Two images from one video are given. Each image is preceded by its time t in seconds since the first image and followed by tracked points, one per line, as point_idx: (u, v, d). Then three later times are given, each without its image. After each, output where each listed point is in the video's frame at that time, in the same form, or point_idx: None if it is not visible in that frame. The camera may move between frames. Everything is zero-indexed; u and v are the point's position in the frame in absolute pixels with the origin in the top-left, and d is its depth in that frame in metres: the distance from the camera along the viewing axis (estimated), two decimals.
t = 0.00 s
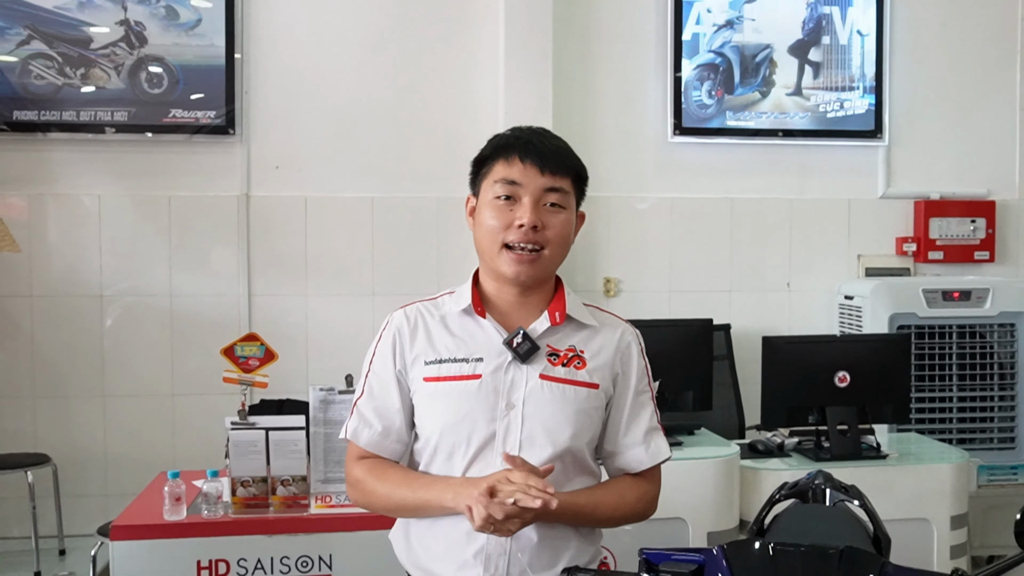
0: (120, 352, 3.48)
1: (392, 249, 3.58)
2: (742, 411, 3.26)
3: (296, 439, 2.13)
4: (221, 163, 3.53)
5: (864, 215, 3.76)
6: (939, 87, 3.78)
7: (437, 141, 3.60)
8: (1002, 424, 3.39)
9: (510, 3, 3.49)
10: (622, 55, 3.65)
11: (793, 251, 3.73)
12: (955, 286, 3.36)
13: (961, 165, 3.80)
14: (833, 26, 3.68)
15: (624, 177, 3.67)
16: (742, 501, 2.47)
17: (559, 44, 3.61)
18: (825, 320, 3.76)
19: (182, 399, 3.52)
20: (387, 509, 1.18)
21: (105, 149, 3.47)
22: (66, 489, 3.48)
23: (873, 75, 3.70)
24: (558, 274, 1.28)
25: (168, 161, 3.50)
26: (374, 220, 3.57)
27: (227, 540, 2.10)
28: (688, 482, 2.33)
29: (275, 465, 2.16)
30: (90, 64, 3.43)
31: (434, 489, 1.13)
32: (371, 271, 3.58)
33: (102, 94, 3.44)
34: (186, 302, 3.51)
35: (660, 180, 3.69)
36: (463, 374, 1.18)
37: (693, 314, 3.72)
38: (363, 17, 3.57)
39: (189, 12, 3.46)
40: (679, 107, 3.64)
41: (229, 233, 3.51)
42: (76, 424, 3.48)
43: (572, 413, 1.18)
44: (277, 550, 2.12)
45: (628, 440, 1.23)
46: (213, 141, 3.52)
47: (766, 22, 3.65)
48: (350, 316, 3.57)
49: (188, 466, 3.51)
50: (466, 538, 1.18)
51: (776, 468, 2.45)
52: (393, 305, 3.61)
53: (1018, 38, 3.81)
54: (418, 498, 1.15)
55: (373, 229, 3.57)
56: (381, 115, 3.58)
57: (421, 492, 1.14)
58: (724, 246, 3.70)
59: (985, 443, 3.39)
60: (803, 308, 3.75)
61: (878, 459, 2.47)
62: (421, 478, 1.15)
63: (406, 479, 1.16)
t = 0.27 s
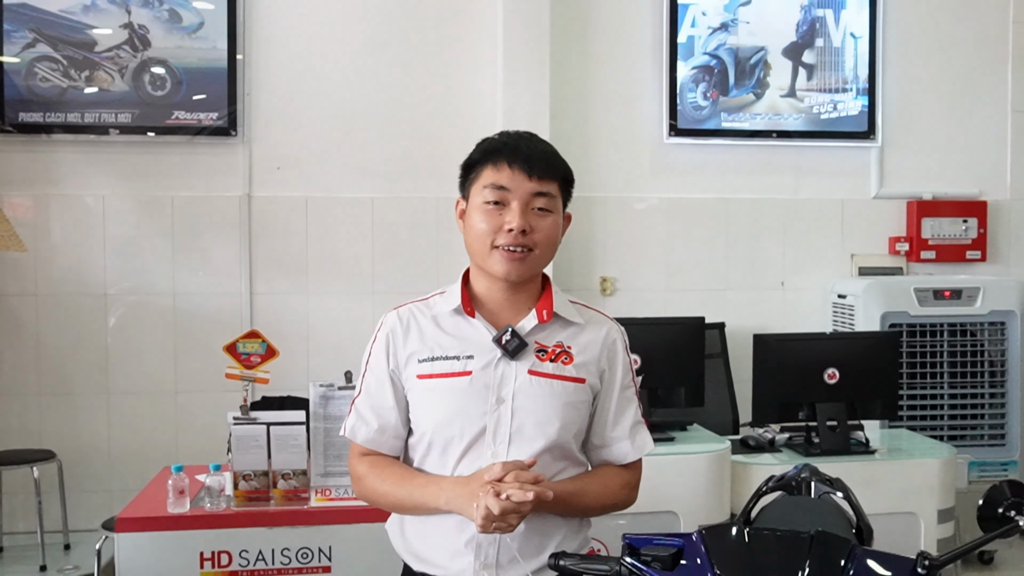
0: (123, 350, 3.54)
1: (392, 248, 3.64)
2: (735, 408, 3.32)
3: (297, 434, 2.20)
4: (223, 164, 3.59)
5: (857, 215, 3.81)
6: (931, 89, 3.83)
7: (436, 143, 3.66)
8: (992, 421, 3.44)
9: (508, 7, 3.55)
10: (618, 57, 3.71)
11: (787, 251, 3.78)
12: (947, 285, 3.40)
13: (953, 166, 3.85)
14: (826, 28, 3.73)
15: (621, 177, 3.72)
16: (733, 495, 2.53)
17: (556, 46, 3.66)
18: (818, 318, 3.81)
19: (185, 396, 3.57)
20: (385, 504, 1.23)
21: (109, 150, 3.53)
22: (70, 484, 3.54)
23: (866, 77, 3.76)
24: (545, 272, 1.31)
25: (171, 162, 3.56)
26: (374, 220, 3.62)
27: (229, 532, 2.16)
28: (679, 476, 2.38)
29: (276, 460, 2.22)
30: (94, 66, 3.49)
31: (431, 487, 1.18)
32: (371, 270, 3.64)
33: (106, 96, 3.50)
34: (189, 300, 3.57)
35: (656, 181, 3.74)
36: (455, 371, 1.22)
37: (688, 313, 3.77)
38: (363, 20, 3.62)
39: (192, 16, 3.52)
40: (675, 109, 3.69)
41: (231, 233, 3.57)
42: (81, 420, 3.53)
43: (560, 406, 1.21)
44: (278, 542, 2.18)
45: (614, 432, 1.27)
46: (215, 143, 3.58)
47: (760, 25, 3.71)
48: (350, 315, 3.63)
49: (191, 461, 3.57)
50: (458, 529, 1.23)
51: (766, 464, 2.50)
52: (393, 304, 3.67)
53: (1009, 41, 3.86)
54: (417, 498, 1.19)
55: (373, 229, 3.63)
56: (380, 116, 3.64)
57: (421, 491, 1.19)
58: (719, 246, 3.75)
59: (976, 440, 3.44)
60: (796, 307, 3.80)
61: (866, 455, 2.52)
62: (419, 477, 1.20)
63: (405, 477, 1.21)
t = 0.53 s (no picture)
0: (125, 347, 3.60)
1: (388, 247, 3.70)
2: (726, 403, 3.38)
3: (292, 426, 2.26)
4: (223, 164, 3.65)
5: (847, 214, 3.87)
6: (920, 90, 3.88)
7: (432, 143, 3.72)
8: (978, 416, 3.51)
9: (502, 9, 3.61)
10: (611, 59, 3.77)
11: (778, 249, 3.84)
12: (934, 282, 3.46)
13: (942, 166, 3.91)
14: (816, 31, 3.79)
15: (614, 177, 3.78)
16: (719, 488, 2.59)
17: (550, 49, 3.73)
18: (809, 316, 3.87)
19: (186, 392, 3.64)
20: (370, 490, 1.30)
21: (111, 151, 3.59)
22: (73, 479, 3.60)
23: (855, 78, 3.82)
24: (523, 269, 1.37)
25: (171, 163, 3.62)
26: (371, 219, 3.68)
27: (227, 522, 2.22)
28: (666, 468, 2.44)
29: (273, 452, 2.27)
30: (96, 69, 3.55)
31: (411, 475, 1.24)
32: (368, 268, 3.70)
33: (108, 98, 3.56)
34: (189, 298, 3.63)
35: (649, 181, 3.80)
36: (437, 366, 1.28)
37: (681, 310, 3.83)
38: (360, 23, 3.68)
39: (192, 19, 3.58)
40: (667, 110, 3.75)
41: (230, 232, 3.63)
42: (83, 416, 3.60)
43: (535, 400, 1.27)
44: (275, 531, 2.24)
45: (589, 424, 1.33)
46: (215, 143, 3.64)
47: (750, 27, 3.77)
48: (347, 312, 3.70)
49: (192, 456, 3.63)
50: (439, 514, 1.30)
51: (752, 456, 2.57)
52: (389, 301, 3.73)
53: (997, 42, 3.91)
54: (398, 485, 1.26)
55: (370, 228, 3.69)
56: (377, 117, 3.70)
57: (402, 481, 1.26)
58: (711, 245, 3.81)
59: (963, 435, 3.50)
60: (787, 304, 3.86)
61: (850, 448, 2.58)
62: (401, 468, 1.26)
63: (389, 465, 1.28)
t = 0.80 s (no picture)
0: (126, 343, 3.67)
1: (385, 245, 3.77)
2: (717, 398, 3.44)
3: (289, 417, 2.37)
4: (223, 164, 3.72)
5: (836, 212, 3.93)
6: (908, 90, 3.95)
7: (427, 143, 3.78)
8: (965, 411, 3.56)
9: (496, 11, 3.67)
10: (604, 60, 3.83)
11: (768, 247, 3.90)
12: (921, 279, 3.52)
13: (930, 165, 3.97)
14: (806, 32, 3.86)
15: (606, 176, 3.85)
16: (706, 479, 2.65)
17: (544, 50, 3.79)
18: (799, 313, 3.93)
19: (186, 387, 3.70)
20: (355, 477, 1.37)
21: (112, 151, 3.66)
22: (76, 473, 3.67)
23: (844, 78, 3.88)
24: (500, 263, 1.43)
25: (172, 162, 3.69)
26: (368, 218, 3.75)
27: (226, 510, 2.29)
28: (654, 459, 2.50)
29: (271, 442, 2.37)
30: (98, 70, 3.62)
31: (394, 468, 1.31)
32: (365, 266, 3.76)
33: (109, 99, 3.63)
34: (189, 295, 3.70)
35: (641, 180, 3.87)
36: (416, 360, 1.35)
37: (673, 307, 3.89)
38: (357, 25, 3.75)
39: (192, 21, 3.65)
40: (658, 110, 3.81)
41: (230, 230, 3.70)
42: (85, 411, 3.66)
43: (511, 394, 1.34)
44: (272, 520, 2.30)
45: (565, 411, 1.40)
46: (214, 143, 3.71)
47: (741, 28, 3.83)
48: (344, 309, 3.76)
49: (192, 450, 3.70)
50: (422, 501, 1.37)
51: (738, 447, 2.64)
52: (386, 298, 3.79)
53: (984, 43, 3.98)
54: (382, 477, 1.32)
55: (367, 226, 3.75)
56: (374, 118, 3.77)
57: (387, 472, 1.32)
58: (702, 243, 3.87)
59: (949, 429, 3.55)
60: (777, 301, 3.92)
61: (834, 440, 2.65)
62: (385, 461, 1.32)
63: (373, 455, 1.34)
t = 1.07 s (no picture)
0: (130, 341, 3.74)
1: (385, 244, 3.83)
2: (711, 394, 3.50)
3: (290, 412, 2.44)
4: (225, 165, 3.78)
5: (829, 212, 3.99)
6: (899, 92, 4.01)
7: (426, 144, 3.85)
8: (955, 408, 3.62)
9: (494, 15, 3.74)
10: (600, 62, 3.89)
11: (762, 246, 3.96)
12: (911, 278, 3.58)
13: (922, 166, 4.03)
14: (799, 35, 3.92)
15: (603, 177, 3.92)
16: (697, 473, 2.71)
17: (541, 53, 3.86)
18: (792, 311, 3.99)
19: (189, 384, 3.77)
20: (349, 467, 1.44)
21: (117, 152, 3.73)
22: (81, 468, 3.74)
23: (837, 80, 3.94)
24: (485, 262, 1.49)
25: (176, 163, 3.76)
26: (368, 217, 3.81)
27: (229, 502, 2.35)
28: (646, 453, 2.57)
29: (273, 436, 2.44)
30: (103, 72, 3.68)
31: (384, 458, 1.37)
32: (365, 265, 3.83)
33: (114, 100, 3.70)
34: (192, 294, 3.76)
35: (637, 180, 3.93)
36: (406, 354, 1.41)
37: (668, 305, 3.96)
38: (357, 28, 3.81)
39: (195, 24, 3.71)
40: (654, 111, 3.87)
41: (232, 229, 3.76)
42: (90, 407, 3.73)
43: (496, 386, 1.41)
44: (274, 511, 2.37)
45: (548, 401, 1.47)
46: (217, 144, 3.77)
47: (735, 31, 3.89)
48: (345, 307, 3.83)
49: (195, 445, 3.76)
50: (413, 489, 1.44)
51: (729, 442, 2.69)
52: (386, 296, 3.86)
53: (975, 45, 4.04)
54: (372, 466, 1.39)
55: (367, 226, 3.81)
56: (374, 119, 3.83)
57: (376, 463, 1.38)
58: (697, 242, 3.93)
59: (940, 426, 3.61)
60: (771, 300, 3.98)
61: (823, 435, 2.70)
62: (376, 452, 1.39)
63: (364, 446, 1.41)
